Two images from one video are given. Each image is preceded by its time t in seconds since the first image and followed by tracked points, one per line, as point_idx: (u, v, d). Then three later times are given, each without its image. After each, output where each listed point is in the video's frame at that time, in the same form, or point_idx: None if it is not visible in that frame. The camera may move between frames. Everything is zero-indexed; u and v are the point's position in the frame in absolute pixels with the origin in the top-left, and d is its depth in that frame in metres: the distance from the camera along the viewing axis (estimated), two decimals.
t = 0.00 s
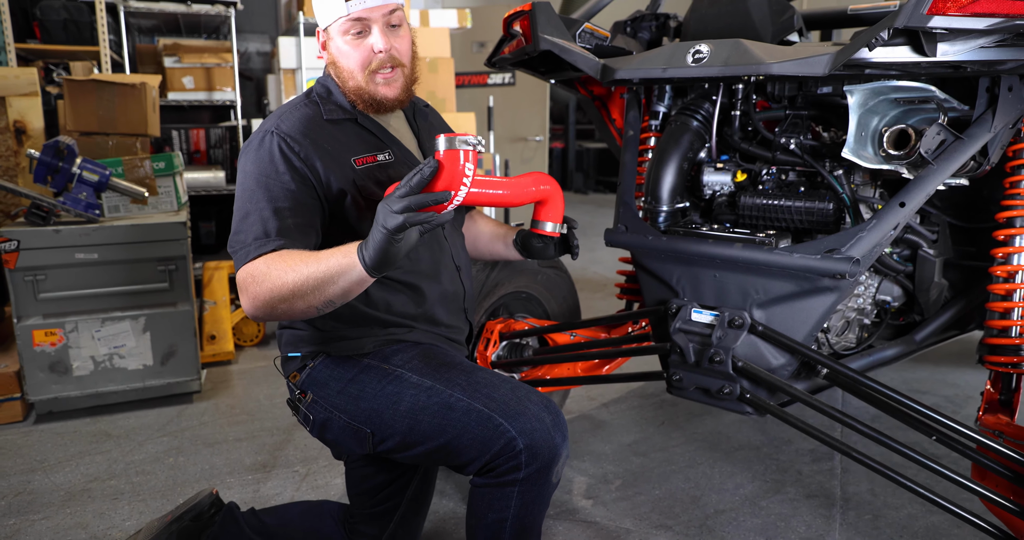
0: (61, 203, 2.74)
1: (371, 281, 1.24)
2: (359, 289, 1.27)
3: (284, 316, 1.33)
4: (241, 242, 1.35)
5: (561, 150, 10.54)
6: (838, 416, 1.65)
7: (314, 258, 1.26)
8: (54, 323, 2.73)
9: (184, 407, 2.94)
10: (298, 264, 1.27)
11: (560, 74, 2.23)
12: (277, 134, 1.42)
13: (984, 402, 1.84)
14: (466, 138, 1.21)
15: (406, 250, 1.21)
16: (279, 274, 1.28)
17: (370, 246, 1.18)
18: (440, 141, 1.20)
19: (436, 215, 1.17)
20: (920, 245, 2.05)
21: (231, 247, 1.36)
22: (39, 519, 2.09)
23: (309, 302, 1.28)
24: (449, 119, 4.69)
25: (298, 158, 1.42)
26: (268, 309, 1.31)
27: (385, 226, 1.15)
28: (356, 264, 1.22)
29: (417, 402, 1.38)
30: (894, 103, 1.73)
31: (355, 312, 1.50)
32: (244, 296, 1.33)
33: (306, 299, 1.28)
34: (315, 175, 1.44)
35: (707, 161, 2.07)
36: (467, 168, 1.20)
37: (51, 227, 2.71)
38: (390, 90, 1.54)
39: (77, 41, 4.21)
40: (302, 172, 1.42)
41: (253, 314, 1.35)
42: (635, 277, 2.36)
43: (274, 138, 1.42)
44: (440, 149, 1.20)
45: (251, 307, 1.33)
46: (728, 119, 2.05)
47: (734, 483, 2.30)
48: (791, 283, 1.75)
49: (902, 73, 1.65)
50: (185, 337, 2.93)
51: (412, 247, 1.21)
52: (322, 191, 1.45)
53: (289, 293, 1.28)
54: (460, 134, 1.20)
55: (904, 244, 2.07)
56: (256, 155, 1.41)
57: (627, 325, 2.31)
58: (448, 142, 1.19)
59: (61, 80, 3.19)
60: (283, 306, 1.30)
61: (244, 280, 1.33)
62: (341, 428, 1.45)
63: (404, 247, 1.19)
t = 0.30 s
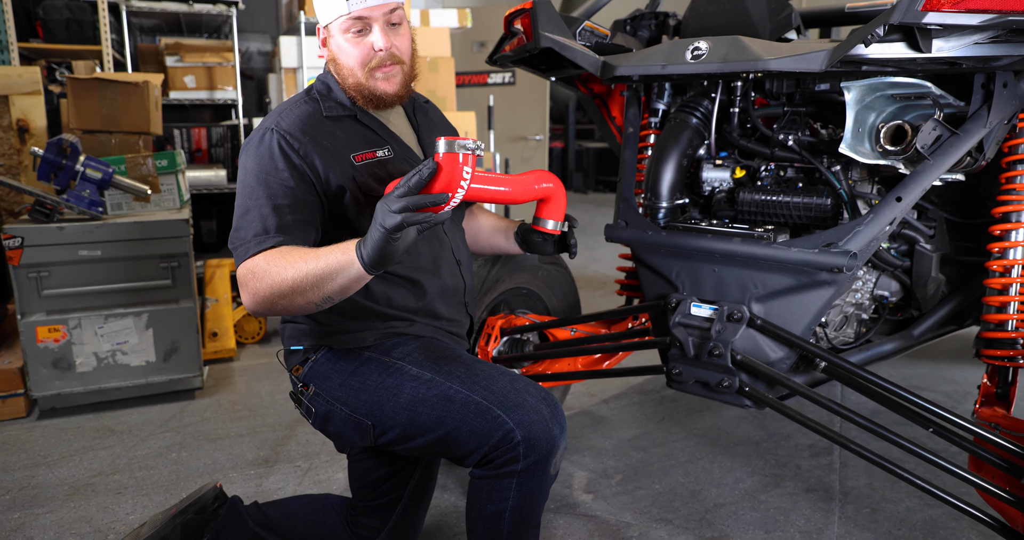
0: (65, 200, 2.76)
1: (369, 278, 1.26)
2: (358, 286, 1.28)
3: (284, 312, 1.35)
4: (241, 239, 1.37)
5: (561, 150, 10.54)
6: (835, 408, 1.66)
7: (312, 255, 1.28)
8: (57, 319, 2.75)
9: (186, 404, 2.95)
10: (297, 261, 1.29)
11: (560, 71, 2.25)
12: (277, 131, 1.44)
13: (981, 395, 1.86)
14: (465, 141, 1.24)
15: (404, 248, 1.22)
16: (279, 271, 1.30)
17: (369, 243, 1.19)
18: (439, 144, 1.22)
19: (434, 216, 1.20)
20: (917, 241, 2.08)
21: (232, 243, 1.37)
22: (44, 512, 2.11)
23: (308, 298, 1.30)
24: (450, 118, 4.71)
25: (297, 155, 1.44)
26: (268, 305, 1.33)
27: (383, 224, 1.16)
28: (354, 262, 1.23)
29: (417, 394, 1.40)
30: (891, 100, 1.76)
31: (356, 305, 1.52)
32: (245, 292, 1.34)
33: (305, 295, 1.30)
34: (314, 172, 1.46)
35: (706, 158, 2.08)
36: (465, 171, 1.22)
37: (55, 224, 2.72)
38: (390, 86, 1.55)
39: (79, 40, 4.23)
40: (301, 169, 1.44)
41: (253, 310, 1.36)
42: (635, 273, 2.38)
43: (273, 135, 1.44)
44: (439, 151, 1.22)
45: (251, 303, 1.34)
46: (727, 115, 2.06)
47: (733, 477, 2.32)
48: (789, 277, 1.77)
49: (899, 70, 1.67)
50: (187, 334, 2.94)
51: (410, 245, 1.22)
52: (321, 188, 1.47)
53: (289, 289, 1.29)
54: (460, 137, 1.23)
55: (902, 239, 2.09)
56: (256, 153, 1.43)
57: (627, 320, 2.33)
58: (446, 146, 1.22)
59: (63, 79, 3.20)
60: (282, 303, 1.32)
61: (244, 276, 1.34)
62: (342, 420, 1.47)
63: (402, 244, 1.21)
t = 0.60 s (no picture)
0: (66, 200, 2.77)
1: (366, 281, 1.26)
2: (355, 288, 1.29)
3: (282, 314, 1.36)
4: (239, 241, 1.39)
5: (560, 150, 10.53)
6: (831, 408, 1.67)
7: (310, 258, 1.29)
8: (59, 319, 2.76)
9: (186, 403, 2.96)
10: (295, 264, 1.30)
11: (559, 72, 2.26)
12: (274, 134, 1.46)
13: (976, 394, 1.87)
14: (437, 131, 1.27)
15: (395, 248, 1.23)
16: (277, 273, 1.31)
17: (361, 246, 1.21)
18: (414, 138, 1.25)
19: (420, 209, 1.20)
20: (914, 241, 2.10)
21: (230, 245, 1.39)
22: (45, 511, 2.12)
23: (306, 301, 1.31)
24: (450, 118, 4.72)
25: (295, 157, 1.45)
26: (266, 306, 1.34)
27: (370, 224, 1.17)
28: (350, 264, 1.24)
29: (415, 393, 1.41)
30: (887, 101, 1.78)
31: (356, 305, 1.53)
32: (244, 293, 1.36)
33: (303, 297, 1.30)
34: (312, 174, 1.47)
35: (704, 159, 2.09)
36: (440, 159, 1.25)
37: (56, 224, 2.74)
38: (387, 88, 1.56)
39: (80, 40, 4.24)
40: (299, 171, 1.45)
41: (251, 311, 1.38)
42: (633, 273, 2.39)
43: (271, 138, 1.45)
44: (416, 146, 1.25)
45: (250, 304, 1.36)
46: (724, 117, 2.08)
47: (731, 476, 2.33)
48: (786, 276, 1.78)
49: (895, 70, 1.66)
50: (187, 333, 2.95)
51: (400, 242, 1.24)
52: (318, 190, 1.48)
53: (286, 291, 1.30)
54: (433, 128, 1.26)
55: (898, 239, 2.11)
56: (254, 156, 1.45)
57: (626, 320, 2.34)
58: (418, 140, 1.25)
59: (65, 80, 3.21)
60: (279, 305, 1.33)
61: (244, 278, 1.36)
62: (342, 419, 1.48)
63: (393, 244, 1.21)
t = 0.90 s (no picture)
0: (67, 202, 2.78)
1: (366, 282, 1.27)
2: (356, 290, 1.30)
3: (282, 316, 1.37)
4: (239, 243, 1.39)
5: (559, 150, 10.53)
6: (829, 410, 1.68)
7: (311, 260, 1.30)
8: (59, 320, 2.77)
9: (187, 405, 2.97)
10: (296, 266, 1.31)
11: (558, 75, 2.27)
12: (276, 138, 1.47)
13: (972, 396, 1.88)
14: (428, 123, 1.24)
15: (395, 247, 1.23)
16: (278, 276, 1.32)
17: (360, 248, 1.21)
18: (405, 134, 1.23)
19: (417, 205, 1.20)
20: (912, 243, 2.09)
21: (231, 247, 1.39)
22: (46, 513, 2.13)
23: (307, 302, 1.31)
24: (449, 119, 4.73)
25: (296, 161, 1.46)
26: (267, 308, 1.35)
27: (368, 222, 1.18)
28: (351, 266, 1.25)
29: (414, 397, 1.41)
30: (885, 104, 1.78)
31: (356, 308, 1.54)
32: (245, 296, 1.36)
33: (303, 299, 1.31)
34: (313, 177, 1.48)
35: (703, 161, 2.09)
36: (434, 152, 1.23)
37: (57, 226, 2.74)
38: (387, 93, 1.57)
39: (80, 42, 4.24)
40: (300, 175, 1.46)
41: (252, 314, 1.38)
42: (632, 275, 2.40)
43: (273, 142, 1.46)
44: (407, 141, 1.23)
45: (251, 307, 1.36)
46: (722, 119, 2.09)
47: (729, 478, 2.34)
48: (784, 279, 1.79)
49: (891, 74, 1.69)
50: (187, 335, 2.96)
51: (399, 244, 1.23)
52: (319, 193, 1.49)
53: (287, 293, 1.31)
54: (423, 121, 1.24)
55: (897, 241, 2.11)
56: (256, 159, 1.45)
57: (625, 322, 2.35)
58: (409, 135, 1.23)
59: (65, 81, 3.21)
60: (281, 306, 1.34)
61: (244, 280, 1.36)
62: (341, 421, 1.49)
63: (393, 243, 1.22)
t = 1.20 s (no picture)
0: (66, 205, 2.78)
1: (368, 297, 1.28)
2: (357, 303, 1.30)
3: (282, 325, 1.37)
4: (241, 247, 1.39)
5: (559, 152, 10.55)
6: (828, 414, 1.68)
7: (313, 272, 1.30)
8: (59, 324, 2.77)
9: (186, 408, 2.97)
10: (298, 277, 1.31)
11: (558, 79, 2.27)
12: (276, 142, 1.46)
13: (971, 400, 1.88)
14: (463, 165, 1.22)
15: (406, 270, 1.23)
16: (280, 285, 1.32)
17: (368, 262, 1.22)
18: (439, 168, 1.19)
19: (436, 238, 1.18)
20: (910, 246, 2.11)
21: (233, 252, 1.39)
22: (45, 517, 2.13)
23: (308, 313, 1.31)
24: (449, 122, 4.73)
25: (297, 165, 1.46)
26: (268, 315, 1.35)
27: (384, 248, 1.18)
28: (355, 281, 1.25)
29: (415, 401, 1.42)
30: (884, 109, 1.78)
31: (356, 313, 1.54)
32: (245, 301, 1.36)
33: (305, 310, 1.31)
34: (314, 182, 1.48)
35: (703, 165, 2.09)
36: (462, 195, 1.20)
37: (57, 229, 2.74)
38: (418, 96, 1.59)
39: (80, 45, 4.25)
40: (301, 180, 1.46)
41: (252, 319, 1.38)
42: (632, 278, 2.40)
43: (274, 146, 1.45)
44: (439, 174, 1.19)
45: (251, 311, 1.36)
46: (722, 122, 2.08)
47: (729, 481, 2.34)
48: (783, 283, 1.80)
49: (890, 78, 1.70)
50: (187, 338, 2.96)
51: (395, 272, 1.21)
52: (320, 197, 1.49)
53: (288, 302, 1.31)
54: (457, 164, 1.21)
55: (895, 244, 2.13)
56: (257, 163, 1.45)
57: (624, 325, 2.35)
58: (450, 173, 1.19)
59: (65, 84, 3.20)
60: (282, 315, 1.34)
61: (245, 286, 1.36)
62: (342, 426, 1.49)
63: (403, 268, 1.22)
